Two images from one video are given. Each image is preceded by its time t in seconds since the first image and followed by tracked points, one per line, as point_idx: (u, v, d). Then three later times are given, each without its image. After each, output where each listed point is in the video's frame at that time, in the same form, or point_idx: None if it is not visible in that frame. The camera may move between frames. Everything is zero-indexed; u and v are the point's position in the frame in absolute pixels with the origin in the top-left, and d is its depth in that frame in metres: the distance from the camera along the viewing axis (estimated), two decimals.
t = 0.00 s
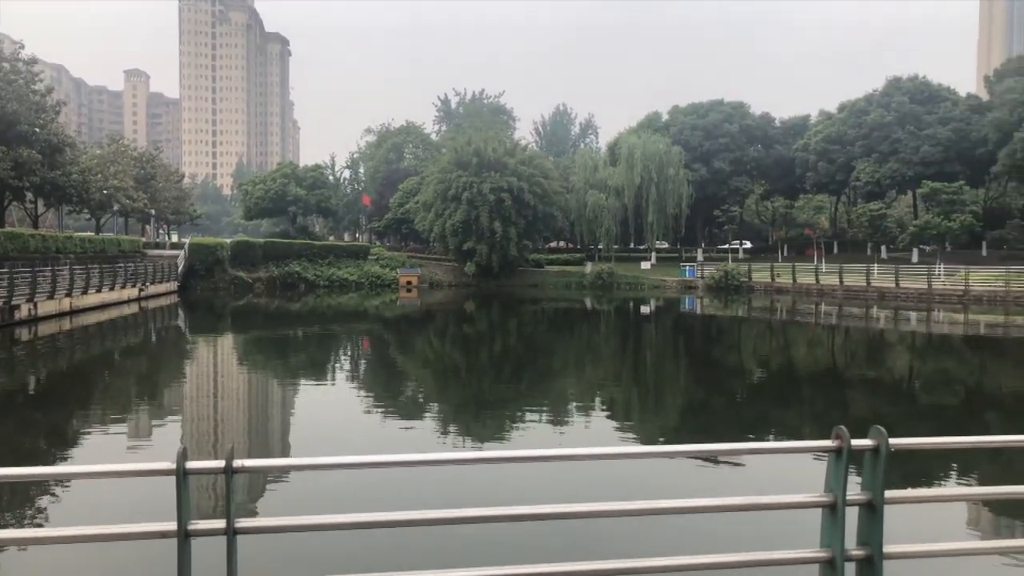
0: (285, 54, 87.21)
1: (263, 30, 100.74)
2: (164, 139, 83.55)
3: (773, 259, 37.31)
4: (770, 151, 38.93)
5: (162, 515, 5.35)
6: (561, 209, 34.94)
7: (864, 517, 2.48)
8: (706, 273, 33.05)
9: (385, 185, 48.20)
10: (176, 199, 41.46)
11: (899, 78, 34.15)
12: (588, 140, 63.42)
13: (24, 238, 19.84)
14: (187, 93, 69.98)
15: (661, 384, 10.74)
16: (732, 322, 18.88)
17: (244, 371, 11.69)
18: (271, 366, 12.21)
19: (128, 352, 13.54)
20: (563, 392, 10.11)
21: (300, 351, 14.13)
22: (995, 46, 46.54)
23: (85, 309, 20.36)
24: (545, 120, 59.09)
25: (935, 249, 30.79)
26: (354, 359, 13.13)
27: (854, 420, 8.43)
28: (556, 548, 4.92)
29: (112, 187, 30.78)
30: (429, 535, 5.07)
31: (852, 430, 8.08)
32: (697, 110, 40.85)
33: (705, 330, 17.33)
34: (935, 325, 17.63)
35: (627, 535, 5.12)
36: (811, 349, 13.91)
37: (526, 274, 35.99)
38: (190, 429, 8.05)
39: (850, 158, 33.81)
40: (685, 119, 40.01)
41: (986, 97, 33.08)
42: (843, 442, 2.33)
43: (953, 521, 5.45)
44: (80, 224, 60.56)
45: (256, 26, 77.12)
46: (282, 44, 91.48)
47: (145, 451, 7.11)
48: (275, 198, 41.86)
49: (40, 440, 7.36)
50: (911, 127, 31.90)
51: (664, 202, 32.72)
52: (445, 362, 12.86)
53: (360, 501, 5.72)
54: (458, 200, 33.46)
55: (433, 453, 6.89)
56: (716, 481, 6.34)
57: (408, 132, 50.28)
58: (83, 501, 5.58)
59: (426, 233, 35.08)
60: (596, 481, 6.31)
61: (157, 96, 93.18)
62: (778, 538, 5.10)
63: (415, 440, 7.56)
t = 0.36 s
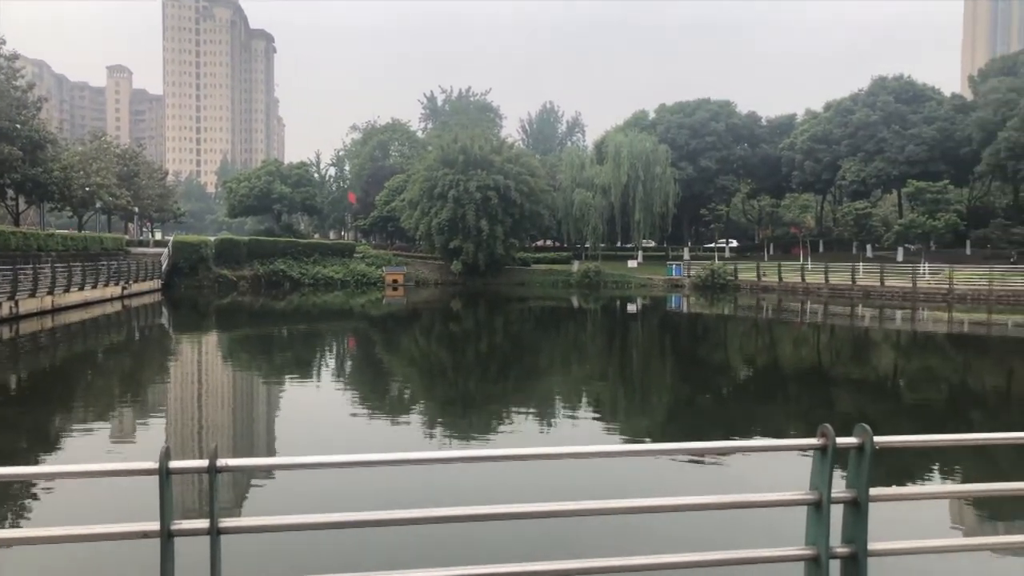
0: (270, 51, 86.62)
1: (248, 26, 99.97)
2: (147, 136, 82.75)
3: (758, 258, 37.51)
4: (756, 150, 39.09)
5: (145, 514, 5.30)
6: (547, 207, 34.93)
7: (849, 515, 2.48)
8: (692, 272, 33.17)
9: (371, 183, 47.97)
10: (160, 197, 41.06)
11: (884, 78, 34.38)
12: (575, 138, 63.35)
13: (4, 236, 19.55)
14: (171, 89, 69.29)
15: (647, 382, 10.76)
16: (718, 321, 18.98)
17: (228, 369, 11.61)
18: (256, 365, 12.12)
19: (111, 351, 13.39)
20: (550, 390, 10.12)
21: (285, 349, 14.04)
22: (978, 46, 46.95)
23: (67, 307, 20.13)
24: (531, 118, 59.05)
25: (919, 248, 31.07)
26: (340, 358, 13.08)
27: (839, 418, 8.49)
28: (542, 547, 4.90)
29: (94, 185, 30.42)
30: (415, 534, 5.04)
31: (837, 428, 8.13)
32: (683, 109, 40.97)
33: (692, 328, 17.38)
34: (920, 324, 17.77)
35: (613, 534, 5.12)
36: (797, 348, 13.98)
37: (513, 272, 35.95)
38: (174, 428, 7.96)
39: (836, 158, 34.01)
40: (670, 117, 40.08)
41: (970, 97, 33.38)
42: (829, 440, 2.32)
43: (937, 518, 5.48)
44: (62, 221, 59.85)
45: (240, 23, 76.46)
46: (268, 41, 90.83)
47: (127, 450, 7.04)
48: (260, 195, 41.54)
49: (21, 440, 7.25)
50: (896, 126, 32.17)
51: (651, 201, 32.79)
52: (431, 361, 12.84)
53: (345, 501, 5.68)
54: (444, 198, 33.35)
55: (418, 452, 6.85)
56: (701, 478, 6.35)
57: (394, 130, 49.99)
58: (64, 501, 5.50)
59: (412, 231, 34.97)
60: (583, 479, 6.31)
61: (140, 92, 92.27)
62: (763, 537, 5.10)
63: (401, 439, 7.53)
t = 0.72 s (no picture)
0: (252, 42, 85.72)
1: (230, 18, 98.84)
2: (127, 128, 81.72)
3: (741, 251, 37.78)
4: (739, 144, 39.29)
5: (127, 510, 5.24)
6: (531, 200, 34.92)
7: (830, 507, 2.49)
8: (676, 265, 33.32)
9: (354, 176, 47.67)
10: (141, 190, 40.55)
11: (865, 73, 34.67)
12: (559, 132, 63.30)
13: None
14: (151, 81, 68.39)
15: (631, 376, 10.81)
16: (701, 314, 19.12)
17: (210, 364, 11.51)
18: (238, 359, 12.02)
19: (92, 345, 13.23)
20: (534, 383, 10.14)
21: (268, 343, 13.96)
22: (957, 42, 47.40)
23: (47, 301, 19.86)
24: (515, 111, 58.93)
25: (899, 242, 31.44)
26: (323, 352, 13.05)
27: (820, 411, 8.59)
28: (526, 539, 4.91)
29: (74, 177, 29.99)
30: (399, 529, 5.02)
31: (818, 421, 8.21)
32: (666, 103, 41.07)
33: (675, 322, 17.48)
34: (900, 317, 17.97)
35: (598, 528, 5.13)
36: (779, 341, 14.11)
37: (497, 266, 35.94)
38: (156, 423, 7.88)
39: (817, 152, 34.25)
40: (654, 111, 40.13)
41: (949, 92, 33.77)
42: (810, 433, 2.33)
43: (916, 509, 5.55)
44: (40, 214, 58.98)
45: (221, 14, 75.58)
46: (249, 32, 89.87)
47: (109, 445, 6.96)
48: (243, 188, 41.17)
49: None
50: (877, 121, 32.50)
51: (635, 195, 32.87)
52: (415, 354, 12.83)
53: (329, 495, 5.66)
54: (428, 191, 33.23)
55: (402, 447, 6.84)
56: (684, 471, 6.39)
57: (377, 123, 49.68)
58: (44, 496, 5.43)
59: (395, 225, 34.84)
60: (567, 473, 6.32)
61: (120, 84, 91.07)
62: (745, 530, 5.14)
63: (384, 433, 7.51)
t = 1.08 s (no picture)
0: (239, 39, 85.05)
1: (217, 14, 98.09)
2: (114, 124, 81.04)
3: (728, 249, 37.92)
4: (726, 143, 39.38)
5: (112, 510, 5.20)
6: (520, 198, 34.88)
7: (816, 504, 2.49)
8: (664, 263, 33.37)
9: (342, 173, 47.42)
10: (127, 187, 40.17)
11: (852, 72, 34.82)
12: (547, 130, 63.23)
13: None
14: (137, 77, 67.78)
15: (619, 374, 10.81)
16: (689, 312, 19.16)
17: (197, 362, 11.42)
18: (226, 358, 11.93)
19: (78, 344, 13.09)
20: (523, 382, 10.11)
21: (256, 341, 13.88)
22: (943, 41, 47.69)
23: (32, 300, 19.65)
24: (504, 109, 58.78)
25: (885, 240, 31.65)
26: (311, 350, 12.98)
27: (806, 408, 8.63)
28: (514, 538, 4.91)
29: (59, 174, 29.69)
30: (387, 528, 4.99)
31: (805, 417, 8.25)
32: (655, 102, 41.11)
33: (663, 319, 17.50)
34: (886, 315, 18.09)
35: (586, 526, 5.13)
36: (766, 338, 14.17)
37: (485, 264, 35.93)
38: (142, 422, 7.80)
39: (804, 150, 34.37)
40: (642, 109, 40.13)
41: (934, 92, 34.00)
42: (795, 430, 2.34)
43: (901, 505, 5.60)
44: (24, 211, 58.36)
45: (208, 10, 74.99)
46: (237, 29, 89.20)
47: (94, 445, 6.89)
48: (230, 186, 40.88)
49: None
50: (863, 120, 32.71)
51: (623, 193, 32.89)
52: (403, 352, 12.76)
53: (318, 494, 5.63)
54: (416, 188, 33.10)
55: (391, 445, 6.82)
56: (672, 468, 6.40)
57: (365, 121, 49.41)
58: (27, 497, 5.37)
59: (383, 223, 34.72)
60: (556, 470, 6.33)
61: (106, 80, 90.28)
62: (732, 527, 5.13)
63: (372, 432, 7.46)
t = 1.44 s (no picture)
0: (226, 38, 84.40)
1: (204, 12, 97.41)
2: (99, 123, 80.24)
3: (716, 248, 38.04)
4: (714, 142, 39.47)
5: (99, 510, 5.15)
6: (508, 197, 34.83)
7: (802, 503, 2.50)
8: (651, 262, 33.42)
9: (329, 172, 47.19)
10: (112, 186, 39.81)
11: (838, 72, 35.01)
12: (535, 129, 63.13)
13: None
14: (122, 74, 67.15)
15: (608, 372, 10.83)
16: (677, 311, 19.20)
17: (183, 361, 11.35)
18: (212, 357, 11.86)
19: (63, 343, 12.95)
20: (512, 381, 10.09)
21: (243, 341, 13.78)
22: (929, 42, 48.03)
23: (16, 299, 19.42)
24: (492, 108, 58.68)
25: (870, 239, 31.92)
26: (299, 349, 12.91)
27: (793, 407, 8.66)
28: (502, 537, 4.89)
29: (43, 172, 29.38)
30: (375, 528, 4.97)
31: (791, 416, 8.30)
32: (642, 101, 41.15)
33: (651, 318, 17.52)
34: (871, 313, 18.17)
35: (574, 525, 5.12)
36: (754, 337, 14.22)
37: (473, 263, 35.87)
38: (129, 422, 7.74)
39: (791, 149, 34.53)
40: (630, 108, 40.12)
41: (919, 92, 34.28)
42: (783, 428, 2.34)
43: (886, 502, 5.64)
44: (7, 209, 57.75)
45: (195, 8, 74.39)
46: (224, 26, 88.55)
47: (80, 445, 6.82)
48: (217, 184, 40.59)
49: None
50: (850, 120, 32.87)
51: (611, 192, 32.92)
52: (391, 352, 12.71)
53: (306, 494, 5.60)
54: (404, 187, 32.98)
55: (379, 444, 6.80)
56: (660, 467, 6.42)
57: (353, 120, 49.17)
58: (12, 498, 5.31)
59: (371, 221, 34.58)
60: (544, 469, 6.33)
61: (91, 78, 89.43)
62: (719, 525, 5.15)
63: (361, 432, 7.43)
